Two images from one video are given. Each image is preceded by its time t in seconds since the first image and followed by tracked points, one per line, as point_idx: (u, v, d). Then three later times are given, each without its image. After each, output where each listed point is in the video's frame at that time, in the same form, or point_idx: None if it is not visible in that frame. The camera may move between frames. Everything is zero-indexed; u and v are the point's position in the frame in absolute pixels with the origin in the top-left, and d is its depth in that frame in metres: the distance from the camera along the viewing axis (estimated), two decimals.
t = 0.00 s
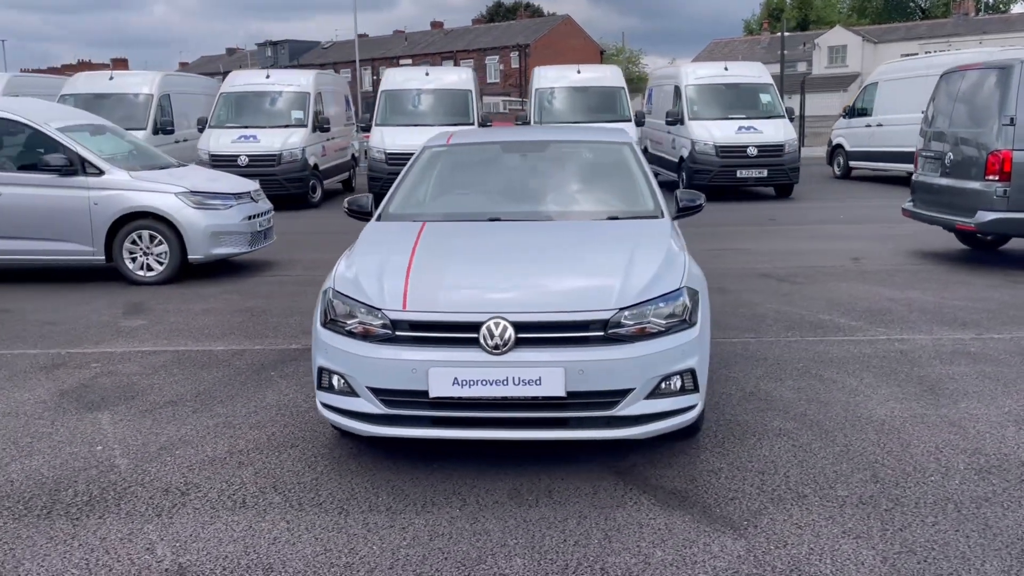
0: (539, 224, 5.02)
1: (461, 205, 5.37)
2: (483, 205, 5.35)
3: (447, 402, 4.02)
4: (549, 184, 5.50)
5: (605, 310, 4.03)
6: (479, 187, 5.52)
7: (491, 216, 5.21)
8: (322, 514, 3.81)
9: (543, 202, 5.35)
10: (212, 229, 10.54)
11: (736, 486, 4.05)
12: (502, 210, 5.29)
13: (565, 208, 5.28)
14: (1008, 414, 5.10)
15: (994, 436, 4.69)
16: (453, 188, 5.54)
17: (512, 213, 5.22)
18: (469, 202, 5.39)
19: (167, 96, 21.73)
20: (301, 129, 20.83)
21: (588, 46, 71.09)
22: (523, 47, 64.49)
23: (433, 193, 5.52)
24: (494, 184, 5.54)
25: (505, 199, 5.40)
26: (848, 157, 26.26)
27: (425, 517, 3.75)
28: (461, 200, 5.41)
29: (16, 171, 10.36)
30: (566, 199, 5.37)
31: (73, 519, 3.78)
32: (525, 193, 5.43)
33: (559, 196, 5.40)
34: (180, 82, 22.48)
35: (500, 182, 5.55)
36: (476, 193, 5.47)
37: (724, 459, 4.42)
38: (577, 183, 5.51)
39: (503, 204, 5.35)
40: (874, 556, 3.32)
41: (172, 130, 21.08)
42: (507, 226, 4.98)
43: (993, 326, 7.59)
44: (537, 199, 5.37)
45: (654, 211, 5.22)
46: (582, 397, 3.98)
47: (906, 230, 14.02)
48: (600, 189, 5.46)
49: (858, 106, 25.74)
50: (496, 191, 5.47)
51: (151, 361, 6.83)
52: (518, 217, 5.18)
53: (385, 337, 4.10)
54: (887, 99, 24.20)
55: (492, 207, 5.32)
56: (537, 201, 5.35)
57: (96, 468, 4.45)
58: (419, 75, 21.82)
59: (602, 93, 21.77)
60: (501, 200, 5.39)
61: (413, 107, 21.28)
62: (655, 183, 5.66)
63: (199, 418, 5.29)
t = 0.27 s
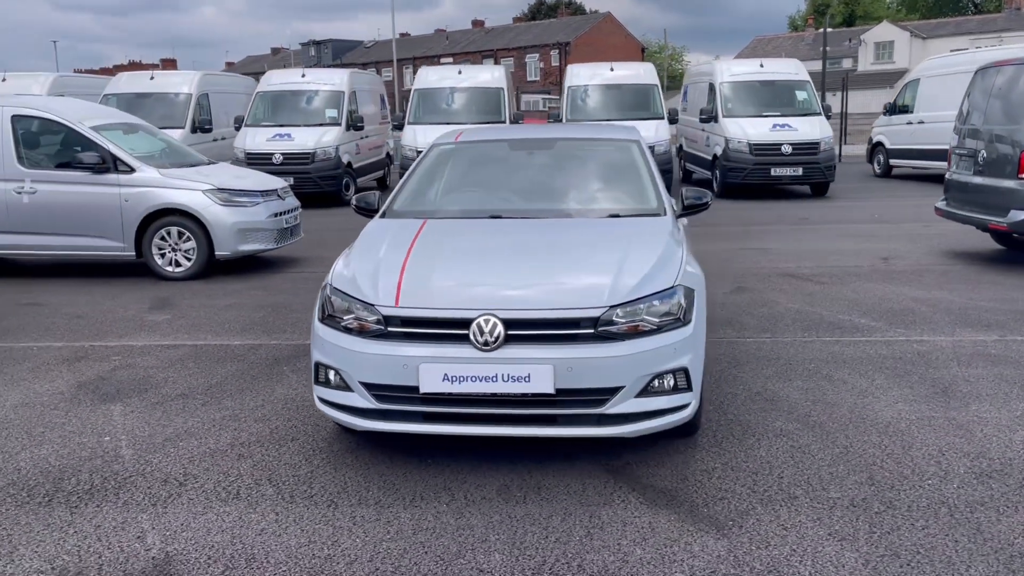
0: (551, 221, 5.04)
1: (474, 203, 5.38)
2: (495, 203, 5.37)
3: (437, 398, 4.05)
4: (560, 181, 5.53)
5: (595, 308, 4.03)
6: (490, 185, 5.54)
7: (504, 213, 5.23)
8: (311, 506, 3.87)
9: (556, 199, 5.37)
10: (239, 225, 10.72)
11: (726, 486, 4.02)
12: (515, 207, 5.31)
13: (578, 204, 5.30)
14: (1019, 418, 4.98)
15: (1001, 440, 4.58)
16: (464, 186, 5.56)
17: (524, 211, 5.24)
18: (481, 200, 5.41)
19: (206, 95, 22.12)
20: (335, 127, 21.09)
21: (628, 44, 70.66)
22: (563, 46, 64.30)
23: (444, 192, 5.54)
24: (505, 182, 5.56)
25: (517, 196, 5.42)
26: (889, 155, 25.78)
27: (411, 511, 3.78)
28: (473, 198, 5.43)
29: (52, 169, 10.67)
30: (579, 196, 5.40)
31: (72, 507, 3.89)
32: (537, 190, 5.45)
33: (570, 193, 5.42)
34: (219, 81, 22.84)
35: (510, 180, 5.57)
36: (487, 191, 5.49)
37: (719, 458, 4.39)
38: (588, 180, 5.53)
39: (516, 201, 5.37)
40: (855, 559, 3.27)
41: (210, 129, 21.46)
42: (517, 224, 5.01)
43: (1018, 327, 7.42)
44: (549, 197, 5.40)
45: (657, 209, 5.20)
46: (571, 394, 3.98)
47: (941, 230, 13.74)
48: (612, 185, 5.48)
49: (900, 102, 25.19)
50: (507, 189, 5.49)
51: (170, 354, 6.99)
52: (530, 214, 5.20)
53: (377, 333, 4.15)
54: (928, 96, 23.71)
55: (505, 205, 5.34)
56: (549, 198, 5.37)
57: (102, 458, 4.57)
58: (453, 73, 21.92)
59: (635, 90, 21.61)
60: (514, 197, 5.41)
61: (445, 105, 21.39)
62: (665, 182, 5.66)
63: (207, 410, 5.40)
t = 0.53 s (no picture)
0: (560, 222, 5.06)
1: (484, 205, 5.41)
2: (506, 205, 5.39)
3: (429, 398, 4.09)
4: (570, 180, 5.54)
5: (585, 310, 4.03)
6: (499, 187, 5.56)
7: (515, 214, 5.26)
8: (302, 502, 3.93)
9: (568, 199, 5.38)
10: (265, 224, 10.89)
11: (716, 490, 4.00)
12: (527, 208, 5.33)
13: (590, 204, 5.31)
14: None
15: (1007, 449, 4.48)
16: (474, 188, 5.58)
17: (535, 212, 5.26)
18: (492, 201, 5.43)
19: (244, 95, 22.47)
20: (367, 127, 21.30)
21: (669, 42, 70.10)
22: (603, 44, 63.97)
23: (453, 194, 5.56)
24: (514, 182, 5.57)
25: (528, 197, 5.44)
26: (930, 154, 25.27)
27: (399, 510, 3.83)
28: (483, 200, 5.45)
29: (86, 168, 10.93)
30: (589, 196, 5.41)
31: (72, 498, 4.01)
32: (547, 191, 5.47)
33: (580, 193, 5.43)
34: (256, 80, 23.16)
35: (520, 181, 5.58)
36: (497, 192, 5.51)
37: (713, 461, 4.36)
38: (597, 179, 5.54)
39: (527, 202, 5.39)
40: (835, 566, 3.24)
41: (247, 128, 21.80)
42: (526, 225, 5.03)
43: None
44: (560, 196, 5.41)
45: (658, 211, 5.20)
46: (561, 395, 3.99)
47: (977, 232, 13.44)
48: (622, 184, 5.48)
49: (943, 101, 24.61)
50: (517, 190, 5.51)
51: (189, 350, 7.14)
52: (539, 214, 5.23)
53: (371, 332, 4.19)
54: (970, 94, 23.19)
55: (516, 206, 5.36)
56: (560, 199, 5.39)
57: (108, 451, 4.69)
58: (485, 73, 21.98)
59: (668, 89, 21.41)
60: (525, 198, 5.43)
61: (478, 105, 21.46)
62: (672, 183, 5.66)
63: (216, 406, 5.51)
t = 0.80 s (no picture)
0: (570, 220, 5.04)
1: (494, 203, 5.40)
2: (516, 203, 5.38)
3: (423, 394, 4.10)
4: (580, 178, 5.52)
5: (579, 308, 4.02)
6: (509, 184, 5.55)
7: (525, 211, 5.25)
8: (296, 496, 3.97)
9: (579, 197, 5.37)
10: (291, 220, 11.01)
11: (710, 492, 3.96)
12: (537, 205, 5.32)
13: (601, 203, 5.30)
14: None
15: (1017, 456, 4.36)
16: (484, 186, 5.57)
17: (546, 209, 5.25)
18: (502, 199, 5.42)
19: (279, 92, 22.71)
20: (400, 125, 21.42)
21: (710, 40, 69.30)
22: (643, 42, 63.41)
23: (463, 191, 5.56)
24: (525, 180, 5.56)
25: (538, 195, 5.43)
26: (973, 154, 24.69)
27: (389, 505, 3.85)
28: (493, 198, 5.45)
29: (118, 165, 11.16)
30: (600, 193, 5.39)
31: (75, 488, 4.09)
32: (558, 188, 5.46)
33: (591, 190, 5.42)
34: (291, 78, 23.40)
35: (530, 179, 5.57)
36: (507, 190, 5.50)
37: (710, 463, 4.32)
38: (608, 176, 5.52)
39: (537, 200, 5.38)
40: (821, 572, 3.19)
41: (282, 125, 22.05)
42: (533, 222, 5.02)
43: None
44: (571, 194, 5.40)
45: (664, 210, 5.16)
46: (553, 394, 3.98)
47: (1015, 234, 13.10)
48: (634, 182, 5.45)
49: (987, 99, 23.98)
50: (527, 187, 5.50)
51: (207, 344, 7.25)
52: (548, 212, 5.21)
53: (368, 329, 4.22)
54: (1016, 93, 22.59)
55: (526, 204, 5.35)
56: (570, 196, 5.37)
57: (116, 442, 4.78)
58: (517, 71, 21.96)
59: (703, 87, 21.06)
60: (536, 195, 5.42)
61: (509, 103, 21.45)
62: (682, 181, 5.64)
63: (225, 399, 5.59)
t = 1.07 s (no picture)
0: (573, 215, 5.02)
1: (498, 197, 5.40)
2: (521, 197, 5.38)
3: (413, 387, 4.10)
4: (585, 172, 5.51)
5: (569, 304, 3.99)
6: (514, 179, 5.55)
7: (528, 206, 5.25)
8: (284, 486, 3.99)
9: (583, 191, 5.36)
10: (313, 215, 11.13)
11: (699, 490, 3.91)
12: (541, 200, 5.31)
13: (605, 197, 5.28)
14: None
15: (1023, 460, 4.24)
16: (488, 180, 5.58)
17: (549, 204, 5.24)
18: (506, 193, 5.42)
19: (313, 90, 22.88)
20: (432, 122, 21.48)
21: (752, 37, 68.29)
22: (683, 39, 62.59)
23: (467, 185, 5.57)
24: (530, 174, 5.55)
25: (543, 189, 5.42)
26: (1017, 153, 24.04)
27: (375, 497, 3.85)
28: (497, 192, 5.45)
29: (147, 160, 11.36)
30: (605, 187, 5.38)
31: (72, 474, 4.16)
32: (563, 182, 5.45)
33: (596, 185, 5.40)
34: (325, 75, 23.57)
35: (535, 173, 5.56)
36: (511, 184, 5.50)
37: (703, 462, 4.26)
38: (613, 171, 5.50)
39: (541, 195, 5.37)
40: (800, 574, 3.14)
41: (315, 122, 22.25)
42: (534, 216, 5.02)
43: None
44: (575, 189, 5.39)
45: (666, 205, 5.12)
46: (542, 389, 3.96)
47: None
48: (638, 176, 5.43)
49: None
50: (532, 182, 5.49)
51: (221, 336, 7.34)
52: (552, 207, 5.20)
53: (360, 321, 4.23)
54: None
55: (530, 198, 5.35)
56: (573, 191, 5.36)
57: (119, 430, 4.86)
58: (548, 68, 21.89)
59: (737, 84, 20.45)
60: (540, 190, 5.42)
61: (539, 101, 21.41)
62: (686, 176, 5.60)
63: (230, 390, 5.65)
